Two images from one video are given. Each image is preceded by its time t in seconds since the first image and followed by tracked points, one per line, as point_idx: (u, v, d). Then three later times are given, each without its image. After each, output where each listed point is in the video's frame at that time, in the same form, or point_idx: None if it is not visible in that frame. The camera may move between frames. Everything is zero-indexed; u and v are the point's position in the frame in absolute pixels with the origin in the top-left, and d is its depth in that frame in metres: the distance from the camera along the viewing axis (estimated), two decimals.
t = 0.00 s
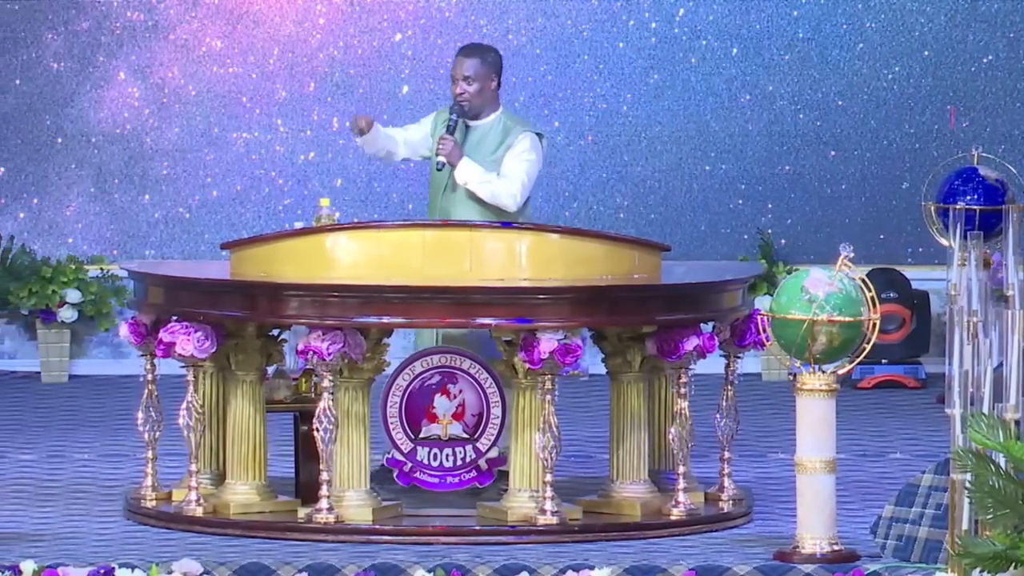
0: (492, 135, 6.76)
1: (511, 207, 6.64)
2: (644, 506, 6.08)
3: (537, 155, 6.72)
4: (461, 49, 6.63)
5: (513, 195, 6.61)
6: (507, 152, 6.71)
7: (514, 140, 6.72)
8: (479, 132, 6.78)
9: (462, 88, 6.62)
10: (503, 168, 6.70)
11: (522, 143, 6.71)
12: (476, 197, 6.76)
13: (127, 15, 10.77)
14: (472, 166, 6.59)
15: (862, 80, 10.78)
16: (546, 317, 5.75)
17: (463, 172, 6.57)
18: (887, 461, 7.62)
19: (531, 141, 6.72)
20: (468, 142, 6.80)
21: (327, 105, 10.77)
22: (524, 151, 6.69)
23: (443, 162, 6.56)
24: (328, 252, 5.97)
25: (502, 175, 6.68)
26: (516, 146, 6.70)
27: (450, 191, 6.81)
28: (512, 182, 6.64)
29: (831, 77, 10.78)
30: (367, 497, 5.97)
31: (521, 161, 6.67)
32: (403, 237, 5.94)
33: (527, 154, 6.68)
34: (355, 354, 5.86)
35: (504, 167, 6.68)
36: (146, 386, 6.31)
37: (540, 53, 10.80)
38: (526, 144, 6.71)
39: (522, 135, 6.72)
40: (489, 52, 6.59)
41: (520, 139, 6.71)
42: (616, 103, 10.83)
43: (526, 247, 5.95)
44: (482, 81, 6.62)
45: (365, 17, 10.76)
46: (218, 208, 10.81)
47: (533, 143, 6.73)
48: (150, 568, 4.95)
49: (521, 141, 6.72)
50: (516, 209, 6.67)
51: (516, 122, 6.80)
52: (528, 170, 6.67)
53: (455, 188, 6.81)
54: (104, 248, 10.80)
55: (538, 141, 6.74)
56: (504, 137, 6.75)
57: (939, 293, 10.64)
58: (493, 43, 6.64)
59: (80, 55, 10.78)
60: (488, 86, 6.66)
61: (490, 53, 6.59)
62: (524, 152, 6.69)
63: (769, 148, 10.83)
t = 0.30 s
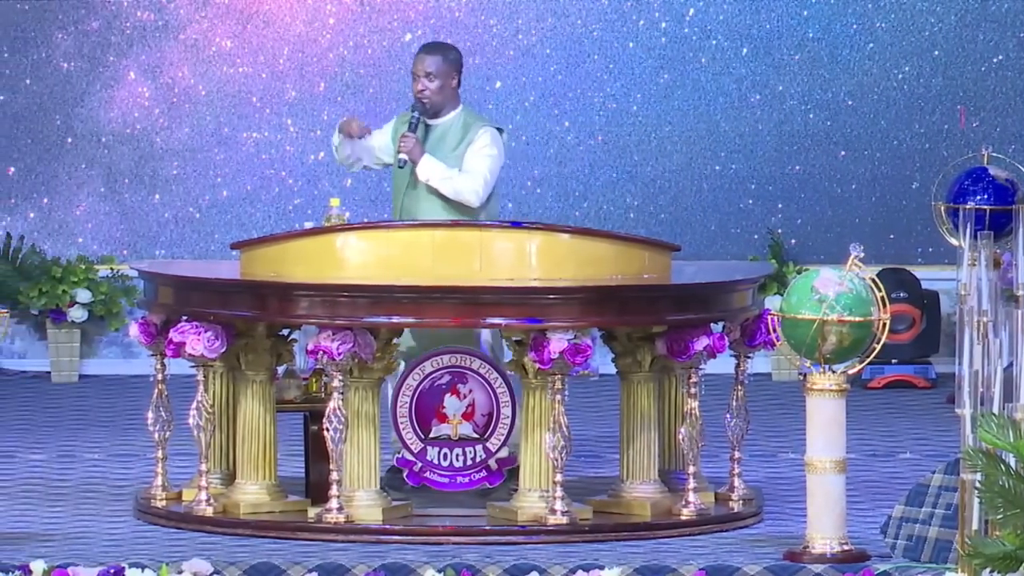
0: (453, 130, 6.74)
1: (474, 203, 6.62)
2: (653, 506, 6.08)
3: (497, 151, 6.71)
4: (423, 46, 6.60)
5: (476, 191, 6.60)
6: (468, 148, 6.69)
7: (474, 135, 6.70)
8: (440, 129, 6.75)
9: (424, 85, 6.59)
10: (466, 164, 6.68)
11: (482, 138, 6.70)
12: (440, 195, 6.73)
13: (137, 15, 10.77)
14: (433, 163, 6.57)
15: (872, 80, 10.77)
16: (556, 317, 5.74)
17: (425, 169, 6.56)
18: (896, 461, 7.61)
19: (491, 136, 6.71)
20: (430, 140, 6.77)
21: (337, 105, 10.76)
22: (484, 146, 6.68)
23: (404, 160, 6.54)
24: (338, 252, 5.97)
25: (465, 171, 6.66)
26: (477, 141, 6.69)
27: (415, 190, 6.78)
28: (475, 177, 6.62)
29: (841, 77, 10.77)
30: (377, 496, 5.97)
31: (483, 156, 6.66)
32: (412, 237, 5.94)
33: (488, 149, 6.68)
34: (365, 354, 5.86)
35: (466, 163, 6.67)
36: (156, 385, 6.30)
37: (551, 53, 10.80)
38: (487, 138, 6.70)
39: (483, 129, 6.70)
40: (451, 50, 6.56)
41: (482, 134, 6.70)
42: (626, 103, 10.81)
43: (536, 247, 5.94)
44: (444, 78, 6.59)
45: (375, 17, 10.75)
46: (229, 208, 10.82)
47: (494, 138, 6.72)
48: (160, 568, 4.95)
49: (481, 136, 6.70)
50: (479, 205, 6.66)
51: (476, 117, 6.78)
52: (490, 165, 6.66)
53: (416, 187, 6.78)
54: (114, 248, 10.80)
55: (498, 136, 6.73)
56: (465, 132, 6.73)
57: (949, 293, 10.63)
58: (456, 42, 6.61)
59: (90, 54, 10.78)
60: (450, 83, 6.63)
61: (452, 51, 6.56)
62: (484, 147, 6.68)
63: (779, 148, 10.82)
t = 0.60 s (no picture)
0: (437, 124, 6.77)
1: (461, 194, 6.68)
2: (667, 506, 6.07)
3: (483, 143, 6.78)
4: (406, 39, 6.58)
5: (464, 183, 6.66)
6: (453, 140, 6.74)
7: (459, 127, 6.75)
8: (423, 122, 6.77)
9: (408, 78, 6.58)
10: (452, 156, 6.73)
11: (468, 131, 6.75)
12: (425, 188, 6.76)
13: (150, 15, 10.78)
14: (422, 155, 6.60)
15: (885, 80, 10.75)
16: (569, 317, 5.74)
17: (415, 161, 6.58)
18: (909, 461, 7.59)
19: (476, 129, 6.77)
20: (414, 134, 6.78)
21: (351, 105, 10.76)
22: (471, 138, 6.74)
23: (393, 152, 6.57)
24: (351, 252, 5.97)
25: (451, 163, 6.71)
26: (463, 134, 6.74)
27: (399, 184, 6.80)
28: (463, 169, 6.68)
29: (854, 77, 10.75)
30: (391, 497, 5.96)
31: (470, 148, 6.72)
32: (425, 237, 5.93)
33: (474, 141, 6.74)
34: (379, 354, 5.86)
35: (452, 155, 6.71)
36: (170, 385, 6.30)
37: (564, 53, 10.79)
38: (473, 131, 6.76)
39: (467, 122, 6.76)
40: (434, 44, 6.54)
41: (467, 127, 6.76)
42: (639, 103, 10.80)
43: (549, 247, 5.93)
44: (427, 71, 6.58)
45: (389, 17, 10.75)
46: (242, 208, 10.83)
47: (479, 131, 6.78)
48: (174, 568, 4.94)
49: (467, 129, 6.75)
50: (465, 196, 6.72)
51: (458, 110, 6.83)
52: (477, 157, 6.72)
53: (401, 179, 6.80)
54: (127, 248, 10.81)
55: (484, 129, 6.79)
56: (449, 126, 6.77)
57: (963, 293, 10.61)
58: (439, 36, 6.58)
59: (104, 54, 10.79)
60: (433, 77, 6.62)
61: (435, 45, 6.55)
62: (471, 139, 6.74)
63: (792, 149, 10.81)
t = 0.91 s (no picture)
0: (452, 128, 6.79)
1: (479, 199, 6.70)
2: (697, 506, 6.04)
3: (498, 145, 6.79)
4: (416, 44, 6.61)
5: (481, 187, 6.67)
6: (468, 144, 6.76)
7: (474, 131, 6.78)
8: (437, 127, 6.80)
9: (420, 83, 6.61)
10: (468, 160, 6.74)
11: (483, 134, 6.77)
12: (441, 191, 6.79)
13: (180, 15, 10.79)
14: (439, 162, 6.62)
15: (915, 80, 10.71)
16: (599, 317, 5.71)
17: (432, 168, 6.60)
18: (939, 461, 7.56)
19: (492, 132, 6.78)
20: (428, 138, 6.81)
21: (380, 105, 10.77)
22: (486, 142, 6.75)
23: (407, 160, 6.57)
24: (380, 252, 5.95)
25: (468, 168, 6.72)
26: (479, 138, 6.76)
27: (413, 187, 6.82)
28: (479, 173, 6.69)
29: (884, 77, 10.72)
30: (420, 497, 5.96)
31: (486, 151, 6.73)
32: (454, 237, 5.92)
33: (490, 144, 6.75)
34: (409, 354, 5.86)
35: (469, 159, 6.73)
36: (200, 385, 6.30)
37: (594, 53, 10.77)
38: (488, 134, 6.77)
39: (482, 125, 6.78)
40: (444, 46, 6.57)
41: (483, 130, 6.77)
42: (669, 103, 10.77)
43: (578, 247, 5.91)
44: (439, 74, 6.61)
45: (418, 18, 10.75)
46: (272, 208, 10.84)
47: (494, 134, 6.79)
48: (203, 568, 4.93)
49: (482, 132, 6.77)
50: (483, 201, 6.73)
51: (473, 114, 6.85)
52: (493, 160, 6.73)
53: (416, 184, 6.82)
54: (157, 248, 10.82)
55: (498, 131, 6.80)
56: (464, 129, 6.80)
57: (993, 293, 10.57)
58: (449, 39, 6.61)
59: (133, 54, 10.81)
60: (445, 80, 6.65)
61: (446, 48, 6.57)
62: (487, 143, 6.75)
63: (822, 149, 10.78)
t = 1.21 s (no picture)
0: (459, 136, 6.78)
1: (471, 209, 6.61)
2: (727, 507, 6.02)
3: (503, 159, 6.72)
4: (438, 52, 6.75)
5: (475, 196, 6.58)
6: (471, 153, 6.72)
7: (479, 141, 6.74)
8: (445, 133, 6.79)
9: (430, 86, 6.71)
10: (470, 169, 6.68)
11: (487, 145, 6.71)
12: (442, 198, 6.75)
13: (211, 15, 10.80)
14: (436, 165, 6.59)
15: (945, 80, 10.71)
16: (630, 317, 5.69)
17: (428, 170, 6.58)
18: (969, 461, 7.53)
19: (497, 144, 6.72)
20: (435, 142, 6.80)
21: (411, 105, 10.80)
22: (489, 152, 6.69)
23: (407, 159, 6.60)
24: (411, 252, 5.95)
25: (467, 176, 6.67)
26: (482, 148, 6.71)
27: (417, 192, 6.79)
28: (476, 183, 6.62)
29: (915, 77, 10.70)
30: (451, 497, 5.95)
31: (487, 162, 6.66)
32: (485, 237, 5.91)
33: (493, 155, 6.69)
34: (439, 354, 5.86)
35: (469, 168, 6.67)
36: (230, 385, 6.30)
37: (625, 53, 10.75)
38: (494, 146, 6.72)
39: (489, 136, 6.74)
40: (461, 55, 6.68)
41: (488, 141, 6.72)
42: (700, 103, 10.74)
43: (609, 247, 5.89)
44: (452, 83, 6.70)
45: (449, 18, 10.76)
46: (303, 209, 10.87)
47: (500, 146, 6.73)
48: (235, 569, 4.92)
49: (487, 143, 6.72)
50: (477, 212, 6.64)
51: (484, 126, 6.82)
52: (493, 172, 6.65)
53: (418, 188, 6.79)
54: (188, 248, 10.84)
55: (504, 145, 6.74)
56: (472, 139, 6.77)
57: None
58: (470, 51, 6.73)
59: (164, 54, 10.80)
60: (457, 90, 6.72)
61: (462, 56, 6.69)
62: (489, 153, 6.70)
63: (853, 149, 10.75)
